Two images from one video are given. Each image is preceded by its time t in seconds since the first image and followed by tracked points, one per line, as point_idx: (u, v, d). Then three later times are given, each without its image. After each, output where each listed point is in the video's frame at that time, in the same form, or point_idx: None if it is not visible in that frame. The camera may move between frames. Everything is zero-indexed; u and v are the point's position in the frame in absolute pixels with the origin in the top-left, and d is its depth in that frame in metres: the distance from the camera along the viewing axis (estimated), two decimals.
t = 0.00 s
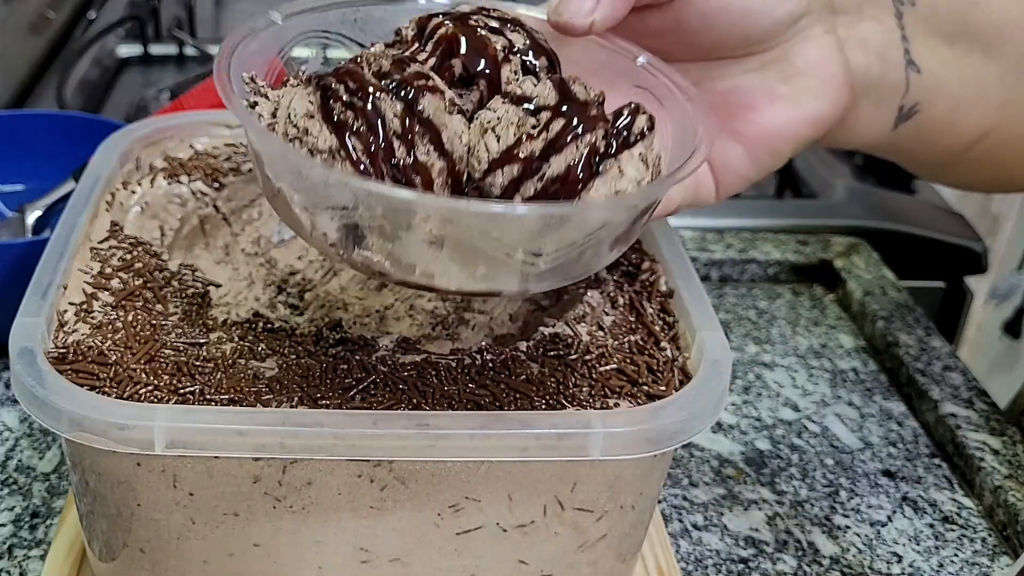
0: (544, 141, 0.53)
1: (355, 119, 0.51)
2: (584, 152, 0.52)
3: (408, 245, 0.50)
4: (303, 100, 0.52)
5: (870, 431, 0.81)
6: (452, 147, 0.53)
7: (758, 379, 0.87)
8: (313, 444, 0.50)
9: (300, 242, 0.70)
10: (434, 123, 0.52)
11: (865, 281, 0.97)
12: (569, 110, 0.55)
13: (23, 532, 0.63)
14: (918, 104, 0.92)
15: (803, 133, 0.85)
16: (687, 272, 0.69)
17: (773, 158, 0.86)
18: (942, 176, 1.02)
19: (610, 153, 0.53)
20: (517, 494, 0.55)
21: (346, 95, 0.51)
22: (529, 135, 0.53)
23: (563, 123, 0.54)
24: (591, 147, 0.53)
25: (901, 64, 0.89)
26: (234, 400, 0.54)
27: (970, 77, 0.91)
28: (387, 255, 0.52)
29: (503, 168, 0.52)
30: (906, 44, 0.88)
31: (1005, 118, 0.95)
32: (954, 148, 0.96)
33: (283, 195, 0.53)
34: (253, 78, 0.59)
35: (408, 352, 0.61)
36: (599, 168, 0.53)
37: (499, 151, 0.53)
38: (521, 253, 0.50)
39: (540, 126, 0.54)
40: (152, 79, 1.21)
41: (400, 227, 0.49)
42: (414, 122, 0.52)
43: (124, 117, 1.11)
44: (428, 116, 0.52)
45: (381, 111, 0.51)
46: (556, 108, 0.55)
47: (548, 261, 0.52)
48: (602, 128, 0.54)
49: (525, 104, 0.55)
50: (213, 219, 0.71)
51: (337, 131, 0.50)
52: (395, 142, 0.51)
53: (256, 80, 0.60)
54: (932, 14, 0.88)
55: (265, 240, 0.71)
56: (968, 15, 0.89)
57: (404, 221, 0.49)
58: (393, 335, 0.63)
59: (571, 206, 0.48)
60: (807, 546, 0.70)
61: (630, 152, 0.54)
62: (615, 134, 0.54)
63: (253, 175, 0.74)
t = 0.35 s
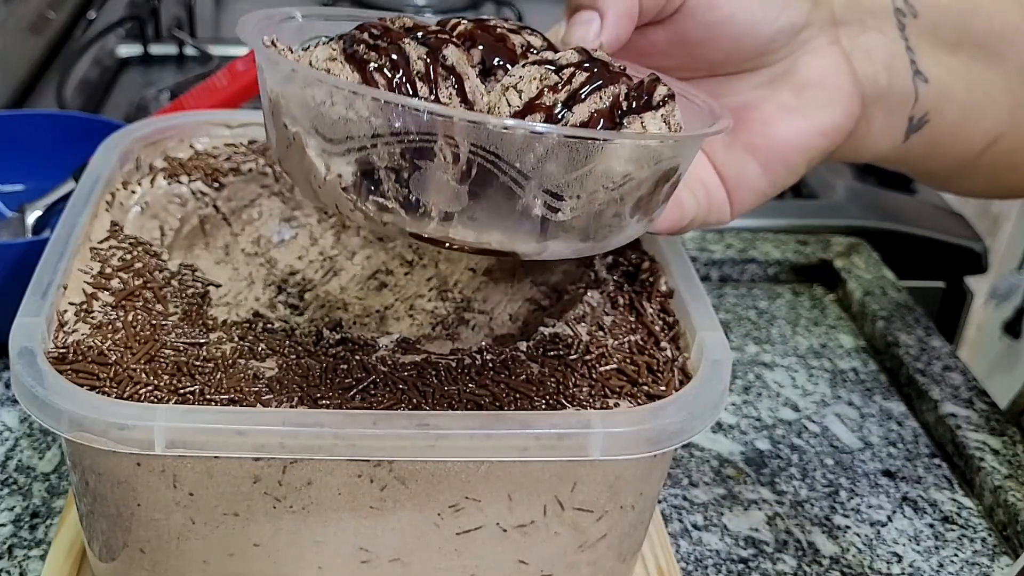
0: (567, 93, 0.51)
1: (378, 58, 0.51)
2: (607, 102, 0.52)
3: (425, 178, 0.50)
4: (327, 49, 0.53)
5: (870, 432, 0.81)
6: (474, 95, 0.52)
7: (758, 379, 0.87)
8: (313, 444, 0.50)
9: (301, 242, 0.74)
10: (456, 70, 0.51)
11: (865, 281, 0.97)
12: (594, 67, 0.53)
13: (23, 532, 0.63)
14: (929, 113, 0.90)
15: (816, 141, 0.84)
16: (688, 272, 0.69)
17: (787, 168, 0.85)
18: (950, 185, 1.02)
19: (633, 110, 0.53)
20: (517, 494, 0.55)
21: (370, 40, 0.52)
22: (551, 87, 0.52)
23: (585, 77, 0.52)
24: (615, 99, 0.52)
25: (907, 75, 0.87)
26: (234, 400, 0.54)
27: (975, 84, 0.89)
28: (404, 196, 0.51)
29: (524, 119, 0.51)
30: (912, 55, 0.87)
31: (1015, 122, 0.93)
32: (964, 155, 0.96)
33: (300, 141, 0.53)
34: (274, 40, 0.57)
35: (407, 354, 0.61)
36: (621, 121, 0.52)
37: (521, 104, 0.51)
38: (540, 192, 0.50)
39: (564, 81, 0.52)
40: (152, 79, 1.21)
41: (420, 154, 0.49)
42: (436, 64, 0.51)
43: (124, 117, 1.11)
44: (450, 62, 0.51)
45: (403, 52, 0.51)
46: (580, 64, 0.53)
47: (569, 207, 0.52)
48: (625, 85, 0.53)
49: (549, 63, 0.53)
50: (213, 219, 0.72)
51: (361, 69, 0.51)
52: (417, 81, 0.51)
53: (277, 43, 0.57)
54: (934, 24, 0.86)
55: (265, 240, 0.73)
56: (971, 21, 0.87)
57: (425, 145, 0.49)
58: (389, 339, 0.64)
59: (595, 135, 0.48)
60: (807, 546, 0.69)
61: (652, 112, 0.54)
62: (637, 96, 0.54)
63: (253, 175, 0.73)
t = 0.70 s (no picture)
0: (559, 114, 0.52)
1: (374, 67, 0.51)
2: (598, 126, 0.52)
3: (412, 193, 0.50)
4: (324, 54, 0.52)
5: (870, 432, 0.81)
6: (468, 109, 0.52)
7: (758, 380, 0.87)
8: (313, 444, 0.50)
9: (301, 242, 0.74)
10: (452, 84, 0.52)
11: (865, 281, 0.97)
12: (587, 89, 0.54)
13: (23, 532, 0.63)
14: (930, 116, 0.90)
15: (817, 146, 0.85)
16: (687, 272, 0.69)
17: (787, 172, 0.85)
18: (954, 185, 1.01)
19: (625, 134, 0.53)
20: (517, 494, 0.55)
21: (368, 49, 0.52)
22: (545, 106, 0.52)
23: (579, 98, 0.53)
24: (606, 123, 0.53)
25: (910, 78, 0.87)
26: (234, 400, 0.54)
27: (975, 88, 0.89)
28: (391, 206, 0.52)
29: (514, 137, 0.51)
30: (913, 59, 0.86)
31: (1015, 124, 0.94)
32: (966, 158, 0.96)
33: (291, 143, 0.53)
34: (275, 41, 0.58)
35: (407, 354, 0.61)
36: (611, 145, 0.52)
37: (513, 122, 0.52)
38: (527, 211, 0.51)
39: (557, 101, 0.53)
40: (152, 78, 1.22)
41: (408, 168, 0.49)
42: (432, 77, 0.52)
43: (124, 117, 1.11)
44: (446, 76, 0.52)
45: (400, 62, 0.51)
46: (576, 84, 0.54)
47: (555, 228, 0.52)
48: (617, 109, 0.54)
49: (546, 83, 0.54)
50: (213, 219, 0.72)
51: (355, 76, 0.50)
52: (412, 92, 0.51)
53: (277, 43, 0.58)
54: (934, 28, 0.86)
55: (265, 240, 0.73)
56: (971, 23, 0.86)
57: (414, 160, 0.49)
58: (389, 339, 0.64)
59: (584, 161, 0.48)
60: (807, 546, 0.69)
61: (644, 137, 0.54)
62: (629, 120, 0.54)
63: (253, 175, 0.74)
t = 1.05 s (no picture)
0: (546, 99, 0.53)
1: (358, 53, 0.51)
2: (588, 109, 0.53)
3: (399, 184, 0.50)
4: (307, 39, 0.52)
5: (870, 432, 0.81)
6: (455, 95, 0.53)
7: (758, 379, 0.87)
8: (313, 444, 0.50)
9: (301, 242, 0.73)
10: (439, 68, 0.53)
11: (865, 281, 0.97)
12: (576, 72, 0.55)
13: (22, 532, 0.63)
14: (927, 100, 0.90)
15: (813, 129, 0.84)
16: (687, 272, 0.69)
17: (782, 156, 0.84)
18: (954, 172, 1.01)
19: (615, 118, 0.54)
20: (517, 494, 0.55)
21: (352, 32, 0.52)
22: (533, 90, 0.53)
23: (569, 81, 0.54)
24: (596, 106, 0.53)
25: (906, 61, 0.87)
26: (234, 400, 0.54)
27: (973, 73, 0.90)
28: (377, 194, 0.51)
29: (503, 121, 0.52)
30: (909, 41, 0.87)
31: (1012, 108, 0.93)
32: (964, 145, 0.96)
33: (275, 130, 0.52)
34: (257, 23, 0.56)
35: (407, 354, 0.61)
36: (601, 129, 0.53)
37: (501, 107, 0.53)
38: (515, 200, 0.51)
39: (546, 84, 0.54)
40: (152, 78, 1.22)
41: (394, 157, 0.49)
42: (418, 63, 0.52)
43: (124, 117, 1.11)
44: (433, 61, 0.53)
45: (385, 47, 0.51)
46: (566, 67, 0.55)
47: (544, 215, 0.52)
48: (608, 91, 0.54)
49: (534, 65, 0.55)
50: (213, 219, 0.72)
51: (339, 63, 0.50)
52: (397, 79, 0.51)
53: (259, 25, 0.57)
54: (930, 11, 0.87)
55: (264, 240, 0.73)
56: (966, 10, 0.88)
57: (400, 151, 0.48)
58: (389, 339, 0.64)
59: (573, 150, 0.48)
60: (807, 546, 0.70)
61: (634, 121, 0.54)
62: (620, 104, 0.55)
63: (253, 175, 0.74)
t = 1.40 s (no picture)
0: (539, 143, 0.52)
1: (350, 104, 0.51)
2: (581, 156, 0.52)
3: (392, 234, 0.51)
4: (301, 87, 0.53)
5: (870, 432, 0.81)
6: (446, 141, 0.53)
7: (758, 379, 0.87)
8: (313, 444, 0.50)
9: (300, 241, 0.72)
10: (430, 117, 0.53)
11: (865, 281, 0.97)
12: (567, 116, 0.54)
13: (22, 532, 0.63)
14: (926, 112, 0.90)
15: (810, 143, 0.87)
16: (687, 272, 0.69)
17: (782, 173, 0.88)
18: (953, 184, 1.00)
19: (609, 161, 0.53)
20: (516, 494, 0.55)
21: (343, 82, 0.52)
22: (525, 135, 0.53)
23: (560, 128, 0.53)
24: (588, 152, 0.52)
25: (904, 72, 0.87)
26: (234, 400, 0.54)
27: (973, 83, 0.89)
28: (372, 243, 0.52)
29: (495, 170, 0.52)
30: (908, 53, 0.87)
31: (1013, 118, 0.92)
32: (963, 155, 0.95)
33: (271, 181, 0.53)
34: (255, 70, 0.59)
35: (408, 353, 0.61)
36: (593, 175, 0.52)
37: (494, 152, 0.53)
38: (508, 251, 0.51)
39: (538, 129, 0.53)
40: (152, 78, 1.22)
41: (389, 211, 0.49)
42: (408, 113, 0.52)
43: (124, 117, 1.11)
44: (423, 109, 0.53)
45: (376, 98, 0.52)
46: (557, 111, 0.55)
47: (537, 261, 0.52)
48: (599, 136, 0.54)
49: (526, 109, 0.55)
50: (213, 219, 0.72)
51: (331, 116, 0.51)
52: (388, 130, 0.51)
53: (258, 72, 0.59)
54: (931, 23, 0.86)
55: (264, 240, 0.72)
56: (969, 21, 0.86)
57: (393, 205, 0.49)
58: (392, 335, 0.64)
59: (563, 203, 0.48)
60: (807, 546, 0.70)
61: (627, 162, 0.54)
62: (613, 145, 0.54)
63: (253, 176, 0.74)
